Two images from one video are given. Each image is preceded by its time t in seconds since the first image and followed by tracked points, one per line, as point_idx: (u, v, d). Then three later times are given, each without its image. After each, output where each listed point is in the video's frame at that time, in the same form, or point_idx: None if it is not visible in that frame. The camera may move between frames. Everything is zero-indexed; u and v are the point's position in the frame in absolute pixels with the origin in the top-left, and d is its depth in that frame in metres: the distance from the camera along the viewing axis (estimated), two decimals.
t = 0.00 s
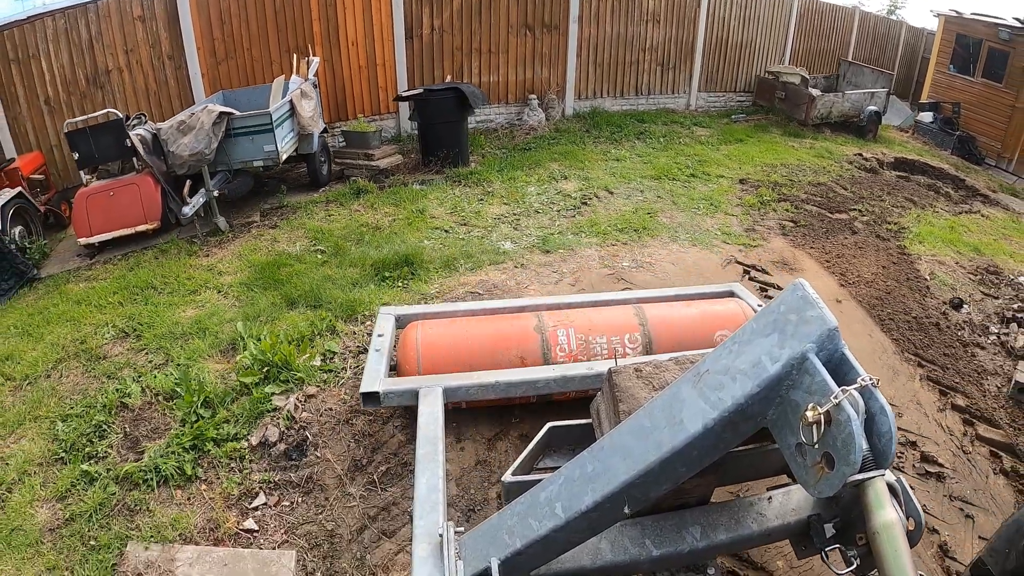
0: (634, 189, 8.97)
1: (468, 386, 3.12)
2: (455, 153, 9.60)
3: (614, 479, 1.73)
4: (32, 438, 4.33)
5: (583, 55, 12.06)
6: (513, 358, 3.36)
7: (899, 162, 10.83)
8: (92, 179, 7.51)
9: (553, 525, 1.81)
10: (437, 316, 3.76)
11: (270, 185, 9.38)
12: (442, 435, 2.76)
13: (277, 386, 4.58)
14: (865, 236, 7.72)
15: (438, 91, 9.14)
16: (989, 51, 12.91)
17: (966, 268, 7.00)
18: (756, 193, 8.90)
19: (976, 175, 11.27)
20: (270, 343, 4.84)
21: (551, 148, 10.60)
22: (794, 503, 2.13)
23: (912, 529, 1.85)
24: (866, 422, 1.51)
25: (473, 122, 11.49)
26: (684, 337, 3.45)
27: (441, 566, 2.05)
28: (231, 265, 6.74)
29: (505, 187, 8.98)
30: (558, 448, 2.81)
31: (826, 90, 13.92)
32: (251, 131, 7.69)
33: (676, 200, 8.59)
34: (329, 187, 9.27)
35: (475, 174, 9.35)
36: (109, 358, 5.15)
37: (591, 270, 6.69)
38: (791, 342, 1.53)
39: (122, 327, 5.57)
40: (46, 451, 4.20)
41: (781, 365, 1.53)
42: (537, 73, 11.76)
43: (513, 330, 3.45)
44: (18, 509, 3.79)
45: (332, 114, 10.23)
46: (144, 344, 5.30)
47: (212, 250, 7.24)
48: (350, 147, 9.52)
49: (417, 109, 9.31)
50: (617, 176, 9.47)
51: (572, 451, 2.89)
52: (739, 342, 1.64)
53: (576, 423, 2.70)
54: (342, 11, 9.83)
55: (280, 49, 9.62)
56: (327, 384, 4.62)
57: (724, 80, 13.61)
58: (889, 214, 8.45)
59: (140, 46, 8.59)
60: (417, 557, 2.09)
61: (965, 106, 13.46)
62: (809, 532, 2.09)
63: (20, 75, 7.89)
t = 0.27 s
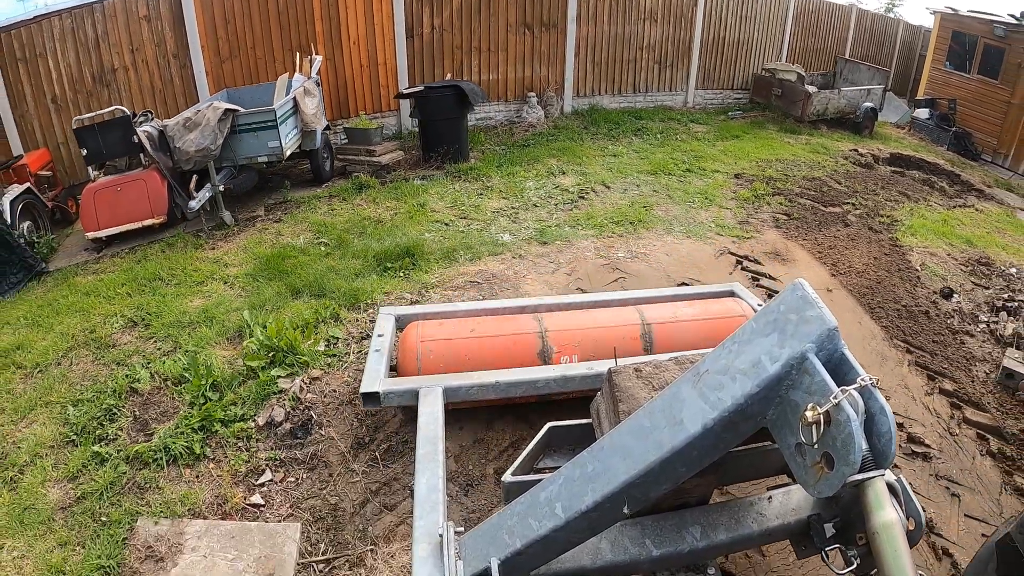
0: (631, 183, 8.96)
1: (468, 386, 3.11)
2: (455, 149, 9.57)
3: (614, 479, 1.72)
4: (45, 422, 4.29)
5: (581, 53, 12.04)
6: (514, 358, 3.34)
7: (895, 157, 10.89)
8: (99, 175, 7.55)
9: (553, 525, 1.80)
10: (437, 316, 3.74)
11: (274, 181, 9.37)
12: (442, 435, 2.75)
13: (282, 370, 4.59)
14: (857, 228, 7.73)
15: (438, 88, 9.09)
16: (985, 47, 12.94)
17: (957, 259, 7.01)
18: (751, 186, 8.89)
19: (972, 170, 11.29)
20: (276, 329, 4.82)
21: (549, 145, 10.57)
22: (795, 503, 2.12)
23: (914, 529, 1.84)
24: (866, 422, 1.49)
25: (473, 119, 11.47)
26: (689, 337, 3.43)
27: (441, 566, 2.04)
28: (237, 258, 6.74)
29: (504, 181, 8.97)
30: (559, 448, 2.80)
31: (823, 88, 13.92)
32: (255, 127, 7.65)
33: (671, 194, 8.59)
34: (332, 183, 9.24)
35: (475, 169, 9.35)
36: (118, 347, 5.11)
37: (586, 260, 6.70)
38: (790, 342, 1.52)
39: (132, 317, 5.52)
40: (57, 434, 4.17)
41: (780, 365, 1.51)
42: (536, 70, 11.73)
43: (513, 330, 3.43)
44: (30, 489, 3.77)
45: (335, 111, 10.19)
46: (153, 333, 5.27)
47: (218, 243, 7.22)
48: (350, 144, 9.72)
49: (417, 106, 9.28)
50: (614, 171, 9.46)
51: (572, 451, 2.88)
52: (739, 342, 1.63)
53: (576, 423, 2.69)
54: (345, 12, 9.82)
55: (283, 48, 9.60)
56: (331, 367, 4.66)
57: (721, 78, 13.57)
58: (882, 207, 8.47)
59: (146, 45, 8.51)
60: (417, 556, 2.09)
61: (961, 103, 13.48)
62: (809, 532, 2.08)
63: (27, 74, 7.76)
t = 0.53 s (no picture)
0: (626, 178, 8.99)
1: (467, 388, 3.13)
2: (455, 146, 9.60)
3: (610, 481, 1.74)
4: (56, 408, 4.35)
5: (578, 51, 12.04)
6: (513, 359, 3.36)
7: (890, 154, 10.87)
8: (106, 171, 7.51)
9: (550, 527, 1.82)
10: (436, 316, 3.76)
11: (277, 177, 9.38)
12: (440, 436, 2.77)
13: (287, 354, 4.67)
14: (848, 221, 7.77)
15: (438, 86, 9.10)
16: (980, 44, 12.96)
17: (948, 251, 7.04)
18: (744, 181, 8.93)
19: (967, 165, 11.34)
20: (281, 315, 4.91)
21: (547, 141, 10.59)
22: (792, 503, 2.14)
23: (912, 530, 1.78)
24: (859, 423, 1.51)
25: (472, 116, 11.49)
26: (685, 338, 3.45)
27: (440, 568, 2.06)
28: (241, 251, 6.80)
29: (502, 177, 8.99)
30: (556, 449, 2.80)
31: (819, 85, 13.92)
32: (259, 124, 7.71)
33: (665, 188, 8.62)
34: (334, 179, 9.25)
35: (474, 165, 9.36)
36: (126, 336, 5.17)
37: (581, 251, 6.76)
38: (783, 344, 1.54)
39: (139, 307, 5.59)
40: (68, 418, 4.23)
41: (773, 367, 1.53)
42: (533, 69, 11.75)
43: (512, 331, 3.45)
44: (42, 470, 3.84)
45: (336, 109, 10.23)
46: (160, 322, 5.33)
47: (223, 237, 7.28)
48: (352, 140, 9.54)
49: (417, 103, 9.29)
50: (610, 166, 9.48)
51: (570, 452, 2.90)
52: (732, 344, 1.66)
53: (576, 424, 2.72)
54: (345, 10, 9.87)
55: (285, 48, 9.66)
56: (334, 353, 4.71)
57: (718, 75, 13.60)
58: (875, 200, 8.51)
59: (150, 44, 8.63)
60: (416, 558, 2.10)
61: (956, 99, 13.51)
62: (806, 532, 2.10)
63: (33, 72, 7.89)
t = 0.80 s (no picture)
0: (622, 173, 9.00)
1: (467, 389, 3.13)
2: (455, 143, 9.62)
3: (606, 482, 1.74)
4: (65, 392, 4.50)
5: (576, 49, 12.03)
6: (513, 360, 3.37)
7: (885, 150, 10.88)
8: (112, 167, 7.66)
9: (547, 528, 1.82)
10: (435, 317, 3.76)
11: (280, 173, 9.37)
12: (440, 437, 2.78)
13: (290, 340, 4.83)
14: (841, 215, 7.81)
15: (437, 83, 9.14)
16: (975, 41, 12.98)
17: (940, 243, 7.05)
18: (739, 175, 8.96)
19: (962, 161, 11.35)
20: (285, 304, 5.06)
21: (545, 138, 10.59)
22: (790, 504, 2.14)
23: (912, 530, 1.78)
24: (856, 425, 1.52)
25: (471, 114, 11.49)
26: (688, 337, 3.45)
27: (438, 569, 2.07)
28: (246, 244, 6.86)
29: (500, 172, 9.01)
30: (554, 451, 2.81)
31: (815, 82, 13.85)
32: (263, 121, 7.77)
33: (661, 182, 8.64)
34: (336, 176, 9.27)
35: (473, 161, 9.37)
36: (133, 326, 5.29)
37: (577, 243, 6.81)
38: (779, 346, 1.55)
39: (146, 298, 5.72)
40: (77, 404, 4.36)
41: (769, 369, 1.54)
42: (531, 67, 11.76)
43: (510, 332, 3.45)
44: (53, 453, 3.95)
45: (337, 107, 10.19)
46: (167, 313, 5.45)
47: (227, 232, 7.32)
48: (354, 137, 9.49)
49: (417, 101, 9.32)
50: (606, 162, 9.50)
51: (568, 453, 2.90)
52: (729, 346, 1.66)
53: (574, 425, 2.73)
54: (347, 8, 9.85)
55: (287, 45, 9.64)
56: (336, 339, 4.88)
57: (715, 72, 13.59)
58: (868, 194, 8.54)
59: (154, 43, 8.62)
60: (414, 559, 2.11)
61: (952, 95, 13.53)
62: (805, 533, 2.10)
63: (39, 71, 7.92)
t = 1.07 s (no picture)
0: (618, 168, 8.99)
1: (465, 389, 3.13)
2: (454, 139, 9.59)
3: (604, 483, 1.74)
4: (75, 379, 4.54)
5: (574, 46, 12.01)
6: (512, 360, 3.36)
7: (880, 146, 10.88)
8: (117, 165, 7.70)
9: (546, 528, 1.82)
10: (434, 317, 3.75)
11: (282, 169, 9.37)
12: (439, 437, 2.78)
13: (294, 327, 4.88)
14: (833, 208, 7.82)
15: (437, 81, 9.15)
16: (970, 38, 13.01)
17: (932, 236, 7.06)
18: (734, 170, 8.96)
19: (957, 157, 11.34)
20: (288, 293, 5.10)
21: (543, 134, 10.58)
22: (790, 504, 2.15)
23: (910, 532, 1.81)
24: (854, 426, 1.52)
25: (469, 112, 11.45)
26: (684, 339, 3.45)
27: (437, 568, 2.07)
28: (250, 237, 6.87)
29: (499, 167, 9.00)
30: (554, 451, 2.81)
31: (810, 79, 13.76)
32: (266, 117, 7.78)
33: (656, 177, 8.64)
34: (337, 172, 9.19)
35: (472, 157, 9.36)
36: (140, 316, 5.31)
37: (573, 235, 6.84)
38: (778, 346, 1.54)
39: (153, 289, 5.73)
40: (85, 391, 4.38)
41: (768, 369, 1.54)
42: (530, 65, 11.72)
43: (509, 331, 3.45)
44: (63, 437, 3.99)
45: (339, 104, 10.17)
46: (173, 303, 5.47)
47: (230, 226, 7.35)
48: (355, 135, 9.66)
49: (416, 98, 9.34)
50: (603, 157, 9.50)
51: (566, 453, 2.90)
52: (727, 346, 1.66)
53: (571, 425, 2.72)
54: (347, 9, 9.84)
55: (288, 43, 9.61)
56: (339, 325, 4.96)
57: (712, 69, 13.56)
58: (861, 188, 8.57)
59: (159, 42, 8.59)
60: (412, 559, 2.10)
61: (947, 92, 13.54)
62: (804, 533, 2.11)
63: (44, 70, 7.88)
